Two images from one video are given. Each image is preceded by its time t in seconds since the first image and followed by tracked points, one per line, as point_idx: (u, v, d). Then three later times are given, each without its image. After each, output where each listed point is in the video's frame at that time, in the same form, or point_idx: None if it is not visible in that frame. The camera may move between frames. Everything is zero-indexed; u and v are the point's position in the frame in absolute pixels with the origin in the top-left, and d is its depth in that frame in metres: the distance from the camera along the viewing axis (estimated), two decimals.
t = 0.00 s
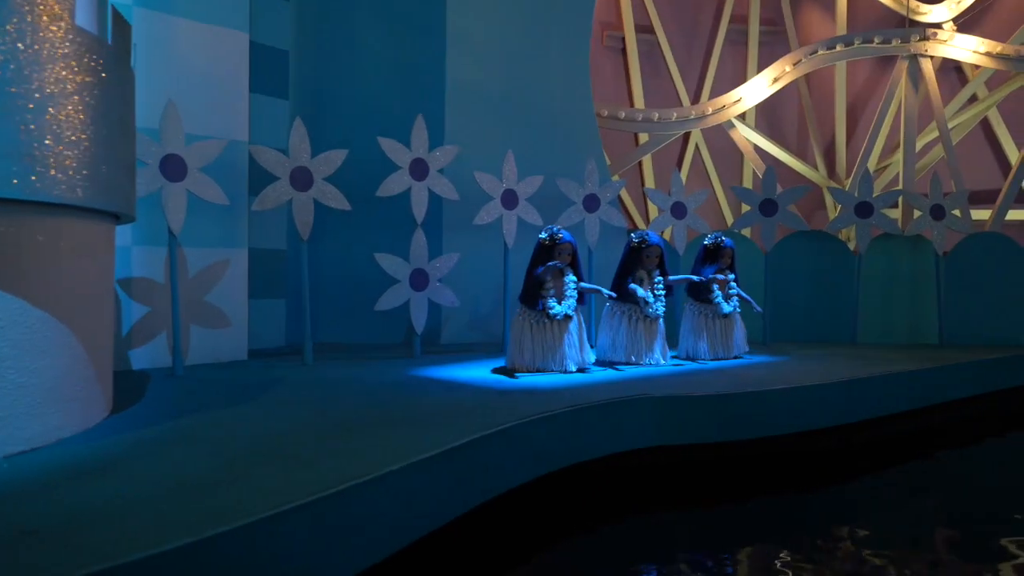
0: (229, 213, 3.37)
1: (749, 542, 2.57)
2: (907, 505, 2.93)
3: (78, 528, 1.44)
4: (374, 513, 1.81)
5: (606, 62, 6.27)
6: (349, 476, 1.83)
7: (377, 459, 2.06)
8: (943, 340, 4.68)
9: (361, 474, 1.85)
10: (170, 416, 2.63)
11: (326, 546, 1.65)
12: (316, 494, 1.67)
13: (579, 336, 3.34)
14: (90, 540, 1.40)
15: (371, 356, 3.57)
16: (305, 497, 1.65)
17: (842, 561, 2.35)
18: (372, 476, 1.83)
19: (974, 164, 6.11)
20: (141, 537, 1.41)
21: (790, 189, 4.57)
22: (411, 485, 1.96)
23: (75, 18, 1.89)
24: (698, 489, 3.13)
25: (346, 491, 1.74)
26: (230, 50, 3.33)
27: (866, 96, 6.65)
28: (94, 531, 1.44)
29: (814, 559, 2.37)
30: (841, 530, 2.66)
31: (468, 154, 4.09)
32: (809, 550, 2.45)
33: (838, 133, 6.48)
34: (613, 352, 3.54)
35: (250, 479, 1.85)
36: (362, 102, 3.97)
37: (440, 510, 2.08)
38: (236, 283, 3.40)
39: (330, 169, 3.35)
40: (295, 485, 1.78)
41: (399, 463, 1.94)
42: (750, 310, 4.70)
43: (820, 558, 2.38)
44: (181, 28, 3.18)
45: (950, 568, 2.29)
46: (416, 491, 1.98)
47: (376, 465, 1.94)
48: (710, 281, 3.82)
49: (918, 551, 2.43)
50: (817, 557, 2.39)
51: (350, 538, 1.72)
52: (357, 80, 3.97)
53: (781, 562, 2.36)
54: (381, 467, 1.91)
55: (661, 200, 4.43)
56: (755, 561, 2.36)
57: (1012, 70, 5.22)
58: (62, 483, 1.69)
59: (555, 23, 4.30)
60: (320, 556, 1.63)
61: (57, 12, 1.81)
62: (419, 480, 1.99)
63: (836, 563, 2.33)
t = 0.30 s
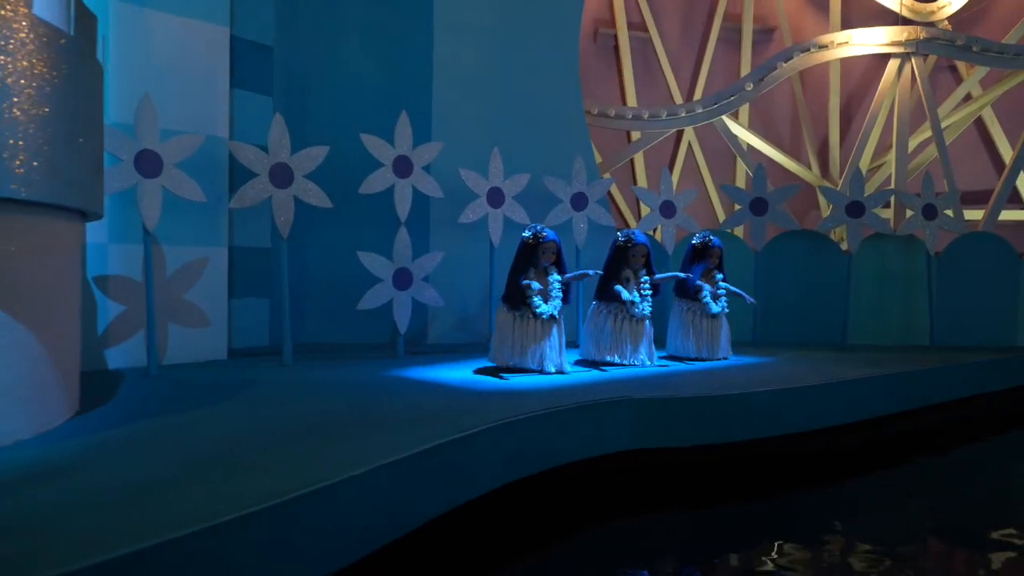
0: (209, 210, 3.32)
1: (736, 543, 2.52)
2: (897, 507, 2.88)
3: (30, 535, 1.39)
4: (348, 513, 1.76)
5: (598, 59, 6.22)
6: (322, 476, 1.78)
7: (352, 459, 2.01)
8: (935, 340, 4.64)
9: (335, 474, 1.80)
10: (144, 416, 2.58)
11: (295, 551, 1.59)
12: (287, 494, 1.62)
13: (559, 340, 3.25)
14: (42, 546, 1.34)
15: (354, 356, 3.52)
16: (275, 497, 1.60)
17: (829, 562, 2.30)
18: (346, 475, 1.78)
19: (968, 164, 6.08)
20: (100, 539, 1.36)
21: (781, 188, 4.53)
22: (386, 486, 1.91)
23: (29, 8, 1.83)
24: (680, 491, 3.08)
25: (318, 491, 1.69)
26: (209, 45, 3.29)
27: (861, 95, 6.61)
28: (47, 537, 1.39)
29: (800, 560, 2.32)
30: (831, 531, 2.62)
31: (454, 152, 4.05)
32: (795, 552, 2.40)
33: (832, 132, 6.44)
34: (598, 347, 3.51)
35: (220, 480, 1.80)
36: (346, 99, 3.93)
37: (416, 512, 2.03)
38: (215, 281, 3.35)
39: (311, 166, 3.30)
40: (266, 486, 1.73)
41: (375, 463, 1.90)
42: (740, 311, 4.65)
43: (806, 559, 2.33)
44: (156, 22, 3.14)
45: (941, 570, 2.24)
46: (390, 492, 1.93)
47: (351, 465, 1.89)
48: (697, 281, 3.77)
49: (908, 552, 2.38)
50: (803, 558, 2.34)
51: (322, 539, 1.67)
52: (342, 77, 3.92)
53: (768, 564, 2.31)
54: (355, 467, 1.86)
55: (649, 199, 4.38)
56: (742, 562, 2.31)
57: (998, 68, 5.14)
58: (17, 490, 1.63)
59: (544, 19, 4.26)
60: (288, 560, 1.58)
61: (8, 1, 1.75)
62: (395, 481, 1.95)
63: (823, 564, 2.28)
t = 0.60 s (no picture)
0: (187, 208, 3.27)
1: (720, 548, 2.47)
2: (884, 510, 2.84)
3: None
4: (317, 517, 1.71)
5: (589, 56, 6.17)
6: (290, 477, 1.72)
7: (323, 460, 1.96)
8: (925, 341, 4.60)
9: (305, 474, 1.74)
10: (114, 416, 2.52)
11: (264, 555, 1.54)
12: (253, 494, 1.55)
13: (542, 339, 3.21)
14: None
15: (334, 357, 3.47)
16: (242, 498, 1.53)
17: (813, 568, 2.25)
18: (316, 476, 1.72)
19: (961, 163, 6.05)
20: (47, 543, 1.29)
21: (770, 186, 4.49)
22: (357, 489, 1.86)
23: None
24: (663, 494, 3.04)
25: (285, 493, 1.63)
26: (188, 39, 3.23)
27: (854, 93, 6.58)
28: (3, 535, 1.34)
29: (783, 566, 2.28)
30: (819, 535, 2.56)
31: (440, 149, 4.00)
32: (780, 557, 2.35)
33: (825, 131, 6.40)
34: (582, 353, 3.42)
35: (182, 481, 1.74)
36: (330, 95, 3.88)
37: (389, 516, 1.98)
38: (193, 280, 3.29)
39: (291, 162, 3.24)
40: (230, 487, 1.67)
41: (346, 464, 1.84)
42: (729, 311, 4.60)
43: (791, 564, 2.29)
44: (134, 15, 3.08)
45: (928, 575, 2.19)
46: (361, 495, 1.87)
47: (321, 466, 1.83)
48: (683, 281, 3.72)
49: (895, 557, 2.33)
50: (787, 563, 2.30)
51: (288, 543, 1.61)
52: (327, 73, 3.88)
53: (753, 570, 2.26)
54: (327, 467, 1.80)
55: (638, 197, 4.32)
56: (725, 568, 2.27)
57: (991, 66, 5.15)
58: None
59: (532, 15, 4.22)
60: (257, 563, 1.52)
61: None
62: (366, 484, 1.89)
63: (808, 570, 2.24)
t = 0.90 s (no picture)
0: (163, 206, 3.22)
1: (703, 550, 2.42)
2: (872, 511, 2.80)
3: None
4: (284, 518, 1.65)
5: (579, 54, 6.13)
6: (257, 478, 1.67)
7: (291, 461, 1.91)
8: (915, 339, 4.56)
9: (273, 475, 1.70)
10: (84, 417, 2.47)
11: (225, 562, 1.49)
12: (216, 497, 1.51)
13: (527, 337, 3.18)
14: None
15: (314, 357, 3.43)
16: (205, 501, 1.48)
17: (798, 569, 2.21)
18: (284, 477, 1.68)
19: (953, 160, 6.02)
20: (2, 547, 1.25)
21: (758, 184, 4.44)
22: (327, 492, 1.81)
23: None
24: (645, 495, 2.99)
25: (248, 495, 1.58)
26: (163, 34, 3.18)
27: (847, 91, 6.53)
28: None
29: (768, 567, 2.23)
30: (804, 535, 2.52)
31: (424, 147, 3.96)
32: (764, 558, 2.31)
33: (817, 129, 6.35)
34: (566, 352, 3.38)
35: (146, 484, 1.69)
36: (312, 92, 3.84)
37: (360, 519, 1.93)
38: (171, 279, 3.25)
39: (269, 160, 3.19)
40: (192, 491, 1.62)
41: (316, 464, 1.79)
42: (717, 310, 4.56)
43: (775, 565, 2.24)
44: (106, 9, 3.02)
45: None
46: (331, 499, 1.82)
47: (289, 467, 1.78)
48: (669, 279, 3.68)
49: (881, 558, 2.29)
50: (772, 565, 2.25)
51: (253, 547, 1.56)
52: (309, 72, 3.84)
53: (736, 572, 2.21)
54: (295, 469, 1.76)
55: (624, 195, 4.26)
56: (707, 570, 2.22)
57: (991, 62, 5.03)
58: None
59: (517, 10, 4.17)
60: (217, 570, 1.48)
61: None
62: (337, 486, 1.85)
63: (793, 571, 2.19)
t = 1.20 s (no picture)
0: (139, 206, 3.17)
1: (684, 554, 2.38)
2: (857, 513, 2.76)
3: None
4: (246, 525, 1.60)
5: (567, 52, 6.08)
6: (218, 484, 1.61)
7: (258, 465, 1.85)
8: (904, 339, 4.52)
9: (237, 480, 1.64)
10: (50, 421, 2.40)
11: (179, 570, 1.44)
12: (171, 505, 1.45)
13: (505, 341, 3.10)
14: None
15: (292, 360, 3.38)
16: (158, 508, 1.43)
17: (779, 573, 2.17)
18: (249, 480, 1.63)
19: (944, 158, 5.99)
20: None
21: (745, 182, 4.40)
22: (295, 497, 1.75)
23: None
24: (627, 498, 2.95)
25: (208, 499, 1.52)
26: (138, 32, 3.14)
27: (837, 88, 6.50)
28: None
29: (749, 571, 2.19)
30: (787, 538, 2.48)
31: (407, 146, 3.91)
32: (745, 562, 2.27)
33: (808, 127, 6.31)
34: (547, 349, 3.37)
35: (102, 489, 1.63)
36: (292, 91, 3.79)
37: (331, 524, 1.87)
38: (146, 280, 3.20)
39: (246, 159, 3.15)
40: (151, 495, 1.55)
41: (283, 467, 1.74)
42: (704, 310, 4.52)
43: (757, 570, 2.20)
44: (76, 6, 2.98)
45: None
46: (299, 504, 1.76)
47: (255, 471, 1.73)
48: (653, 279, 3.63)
49: (863, 561, 2.25)
50: (753, 569, 2.21)
51: (214, 555, 1.51)
52: (289, 70, 3.79)
53: None
54: (261, 473, 1.70)
55: (609, 195, 4.22)
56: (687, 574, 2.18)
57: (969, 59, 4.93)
58: None
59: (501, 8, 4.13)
60: None
61: None
62: (307, 490, 1.79)
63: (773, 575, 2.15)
